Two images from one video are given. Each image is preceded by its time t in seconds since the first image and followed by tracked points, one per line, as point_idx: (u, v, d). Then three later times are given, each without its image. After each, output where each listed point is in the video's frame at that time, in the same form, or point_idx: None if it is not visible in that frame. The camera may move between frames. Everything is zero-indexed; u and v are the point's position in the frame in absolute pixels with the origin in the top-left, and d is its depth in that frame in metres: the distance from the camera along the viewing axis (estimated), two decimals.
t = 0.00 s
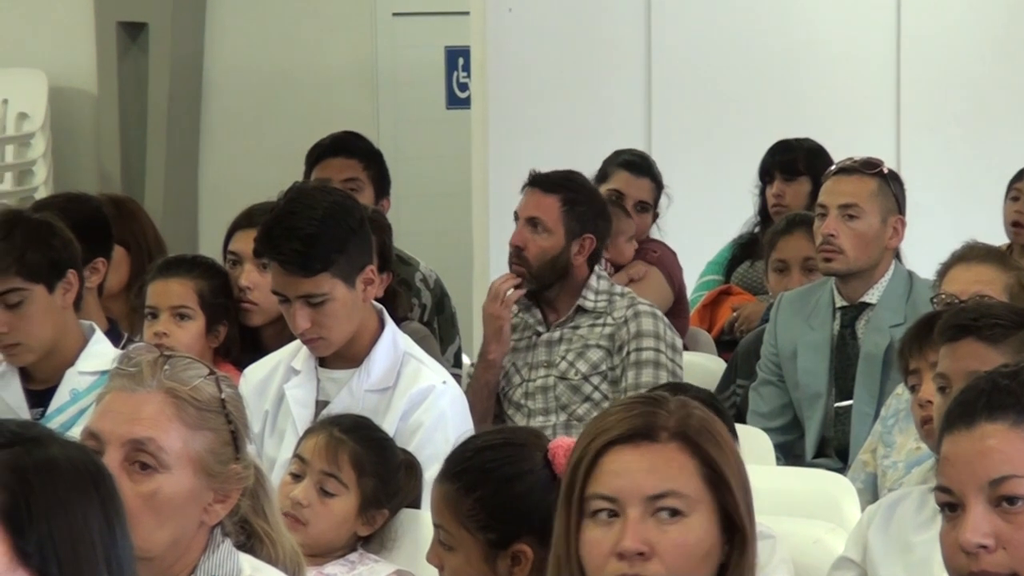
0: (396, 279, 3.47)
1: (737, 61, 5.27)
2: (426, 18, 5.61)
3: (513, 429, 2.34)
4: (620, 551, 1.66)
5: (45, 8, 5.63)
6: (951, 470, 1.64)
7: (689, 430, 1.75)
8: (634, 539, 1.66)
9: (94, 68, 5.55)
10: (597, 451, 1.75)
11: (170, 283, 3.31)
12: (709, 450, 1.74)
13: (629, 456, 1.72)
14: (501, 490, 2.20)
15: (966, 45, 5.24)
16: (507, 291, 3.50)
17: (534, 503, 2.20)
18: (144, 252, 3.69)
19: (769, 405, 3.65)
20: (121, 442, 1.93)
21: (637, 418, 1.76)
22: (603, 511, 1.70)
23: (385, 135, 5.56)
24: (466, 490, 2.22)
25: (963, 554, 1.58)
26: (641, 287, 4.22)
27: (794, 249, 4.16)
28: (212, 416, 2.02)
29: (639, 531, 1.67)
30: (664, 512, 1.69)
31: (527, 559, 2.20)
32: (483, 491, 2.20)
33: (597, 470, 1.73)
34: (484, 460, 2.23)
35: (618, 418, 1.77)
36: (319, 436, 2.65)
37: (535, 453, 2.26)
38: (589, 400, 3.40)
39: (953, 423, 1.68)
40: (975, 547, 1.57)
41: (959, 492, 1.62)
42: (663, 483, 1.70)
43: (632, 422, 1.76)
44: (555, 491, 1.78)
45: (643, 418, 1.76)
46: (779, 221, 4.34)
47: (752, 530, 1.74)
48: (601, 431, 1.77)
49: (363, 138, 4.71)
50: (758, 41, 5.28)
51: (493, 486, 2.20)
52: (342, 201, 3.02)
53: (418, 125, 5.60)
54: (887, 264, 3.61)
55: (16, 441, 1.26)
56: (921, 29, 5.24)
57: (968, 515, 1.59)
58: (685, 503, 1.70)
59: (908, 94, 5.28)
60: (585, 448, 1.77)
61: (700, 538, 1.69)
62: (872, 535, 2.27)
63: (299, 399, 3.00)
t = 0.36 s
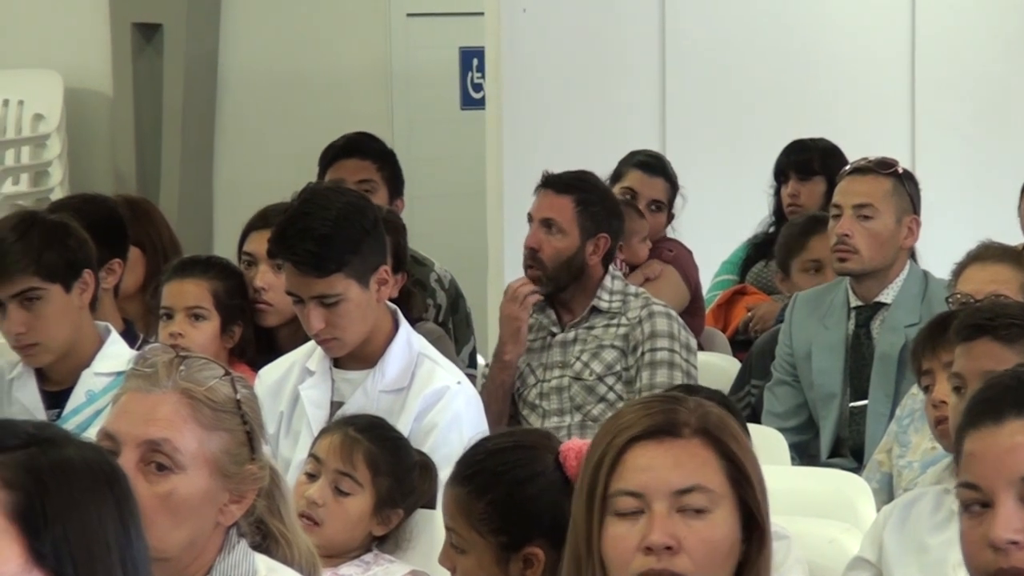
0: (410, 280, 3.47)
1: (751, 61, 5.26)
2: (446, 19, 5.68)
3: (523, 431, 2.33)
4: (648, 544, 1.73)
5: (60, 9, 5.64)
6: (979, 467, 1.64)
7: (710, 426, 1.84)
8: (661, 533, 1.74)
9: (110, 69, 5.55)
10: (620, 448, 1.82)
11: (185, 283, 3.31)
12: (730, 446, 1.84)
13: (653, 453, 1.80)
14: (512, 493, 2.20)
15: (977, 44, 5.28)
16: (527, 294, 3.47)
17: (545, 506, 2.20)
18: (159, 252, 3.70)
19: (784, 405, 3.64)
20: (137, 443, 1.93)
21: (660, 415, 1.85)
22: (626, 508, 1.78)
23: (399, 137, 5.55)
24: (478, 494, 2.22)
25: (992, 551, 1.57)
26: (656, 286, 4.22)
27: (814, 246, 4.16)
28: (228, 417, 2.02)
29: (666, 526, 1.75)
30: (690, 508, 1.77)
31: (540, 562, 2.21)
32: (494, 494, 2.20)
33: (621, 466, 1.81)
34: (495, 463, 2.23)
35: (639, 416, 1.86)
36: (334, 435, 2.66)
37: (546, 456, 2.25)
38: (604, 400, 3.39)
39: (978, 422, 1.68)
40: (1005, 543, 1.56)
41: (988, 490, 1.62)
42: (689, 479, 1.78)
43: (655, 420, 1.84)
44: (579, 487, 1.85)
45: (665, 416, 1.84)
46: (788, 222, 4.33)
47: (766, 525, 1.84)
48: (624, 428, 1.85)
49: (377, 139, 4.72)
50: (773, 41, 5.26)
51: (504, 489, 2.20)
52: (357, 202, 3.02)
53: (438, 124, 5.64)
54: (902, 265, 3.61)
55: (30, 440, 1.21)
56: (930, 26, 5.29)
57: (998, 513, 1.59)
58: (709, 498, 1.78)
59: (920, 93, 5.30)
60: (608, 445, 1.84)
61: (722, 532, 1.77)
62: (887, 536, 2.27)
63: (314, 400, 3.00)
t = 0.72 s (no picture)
0: (430, 280, 3.47)
1: (773, 61, 5.24)
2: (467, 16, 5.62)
3: (535, 438, 2.31)
4: (680, 541, 1.77)
5: (79, 9, 5.66)
6: None
7: (739, 427, 1.90)
8: (694, 531, 1.78)
9: (131, 69, 5.57)
10: (653, 446, 1.87)
11: (205, 283, 3.31)
12: (758, 447, 1.89)
13: (685, 451, 1.85)
14: (521, 505, 2.18)
15: (1000, 42, 5.25)
16: (544, 293, 3.44)
17: (556, 520, 2.17)
18: (179, 252, 3.70)
19: (804, 406, 3.62)
20: (156, 442, 1.93)
21: (690, 415, 1.90)
22: (657, 505, 1.82)
23: (419, 137, 5.55)
24: (489, 504, 2.21)
25: None
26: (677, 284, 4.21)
27: (837, 249, 4.14)
28: (248, 416, 2.01)
29: (698, 524, 1.79)
30: (721, 507, 1.82)
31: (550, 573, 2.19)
32: (505, 506, 2.19)
33: (652, 464, 1.86)
34: (506, 473, 2.22)
35: (672, 415, 1.91)
36: (353, 435, 2.65)
37: (558, 468, 2.22)
38: (624, 401, 3.39)
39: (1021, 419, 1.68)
40: None
41: None
42: (721, 478, 1.83)
43: (688, 419, 1.89)
44: (609, 485, 1.89)
45: (698, 416, 1.90)
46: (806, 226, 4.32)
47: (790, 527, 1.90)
48: (656, 426, 1.90)
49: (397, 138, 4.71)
50: (795, 41, 5.25)
51: (514, 501, 2.19)
52: (376, 201, 3.02)
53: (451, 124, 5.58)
54: (922, 265, 3.59)
55: (49, 439, 1.22)
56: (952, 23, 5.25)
57: None
58: (740, 498, 1.83)
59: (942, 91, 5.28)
60: (640, 442, 1.89)
61: (752, 531, 1.82)
62: (908, 536, 2.25)
63: (333, 399, 3.00)
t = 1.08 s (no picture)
0: (444, 278, 3.46)
1: (789, 59, 5.23)
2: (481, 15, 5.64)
3: (549, 437, 2.30)
4: (693, 543, 1.77)
5: (95, 7, 5.67)
6: None
7: (752, 426, 1.89)
8: (707, 532, 1.78)
9: (146, 67, 5.58)
10: (665, 445, 1.87)
11: (218, 281, 3.30)
12: (771, 447, 1.89)
13: (698, 451, 1.85)
14: (532, 502, 2.17)
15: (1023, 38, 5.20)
16: (566, 295, 3.43)
17: (567, 518, 2.17)
18: (194, 249, 3.70)
19: (818, 404, 3.61)
20: (170, 441, 1.93)
21: (703, 415, 1.89)
22: (670, 506, 1.82)
23: (434, 137, 5.58)
24: (499, 501, 2.21)
25: None
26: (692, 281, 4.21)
27: (850, 249, 4.13)
28: (262, 415, 2.01)
29: (711, 525, 1.79)
30: (734, 508, 1.82)
31: (559, 571, 2.18)
32: (516, 503, 2.19)
33: (664, 465, 1.85)
34: (518, 472, 2.21)
35: (684, 414, 1.91)
36: (367, 435, 2.65)
37: (569, 467, 2.21)
38: (638, 399, 3.38)
39: None
40: None
41: None
42: (734, 478, 1.83)
43: (701, 418, 1.89)
44: (622, 485, 1.89)
45: (710, 415, 1.89)
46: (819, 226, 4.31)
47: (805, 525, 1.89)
48: (669, 425, 1.90)
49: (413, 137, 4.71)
50: (813, 40, 5.23)
51: (525, 497, 2.19)
52: (390, 199, 3.01)
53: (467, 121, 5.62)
54: (938, 263, 3.57)
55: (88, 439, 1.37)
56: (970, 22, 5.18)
57: None
58: (753, 498, 1.83)
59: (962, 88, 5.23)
60: (653, 442, 1.89)
61: (765, 531, 1.82)
62: (922, 535, 2.23)
63: (347, 398, 3.00)
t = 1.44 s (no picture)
0: (456, 276, 3.46)
1: (801, 58, 5.21)
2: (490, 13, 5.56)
3: (563, 436, 2.29)
4: (707, 543, 1.77)
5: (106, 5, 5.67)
6: None
7: (765, 424, 1.89)
8: (720, 532, 1.78)
9: (158, 64, 5.58)
10: (678, 444, 1.86)
11: (231, 278, 3.30)
12: (784, 446, 1.88)
13: (711, 451, 1.84)
14: (547, 501, 2.17)
15: None
16: (579, 294, 3.41)
17: (581, 517, 2.16)
18: (206, 247, 3.70)
19: (830, 402, 3.60)
20: (183, 439, 1.93)
21: (716, 414, 1.89)
22: (683, 505, 1.82)
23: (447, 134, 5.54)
24: (514, 500, 2.20)
25: None
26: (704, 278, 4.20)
27: (863, 248, 4.12)
28: (274, 414, 2.01)
29: (725, 525, 1.79)
30: (746, 507, 1.82)
31: (574, 571, 2.17)
32: (531, 502, 2.18)
33: (677, 464, 1.85)
34: (532, 471, 2.21)
35: (697, 412, 1.90)
36: (378, 433, 2.65)
37: (583, 465, 2.21)
38: (651, 397, 3.38)
39: None
40: None
41: None
42: (748, 478, 1.82)
43: (714, 417, 1.88)
44: (635, 483, 1.89)
45: (724, 414, 1.89)
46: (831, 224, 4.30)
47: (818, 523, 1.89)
48: (682, 424, 1.89)
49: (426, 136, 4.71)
50: (825, 39, 5.22)
51: (540, 496, 2.18)
52: (402, 197, 3.01)
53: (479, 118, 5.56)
54: (950, 261, 3.56)
55: (115, 440, 1.37)
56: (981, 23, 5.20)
57: None
58: (766, 498, 1.83)
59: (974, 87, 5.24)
60: (666, 440, 1.88)
61: (779, 530, 1.82)
62: (936, 532, 2.22)
63: (359, 396, 2.99)
